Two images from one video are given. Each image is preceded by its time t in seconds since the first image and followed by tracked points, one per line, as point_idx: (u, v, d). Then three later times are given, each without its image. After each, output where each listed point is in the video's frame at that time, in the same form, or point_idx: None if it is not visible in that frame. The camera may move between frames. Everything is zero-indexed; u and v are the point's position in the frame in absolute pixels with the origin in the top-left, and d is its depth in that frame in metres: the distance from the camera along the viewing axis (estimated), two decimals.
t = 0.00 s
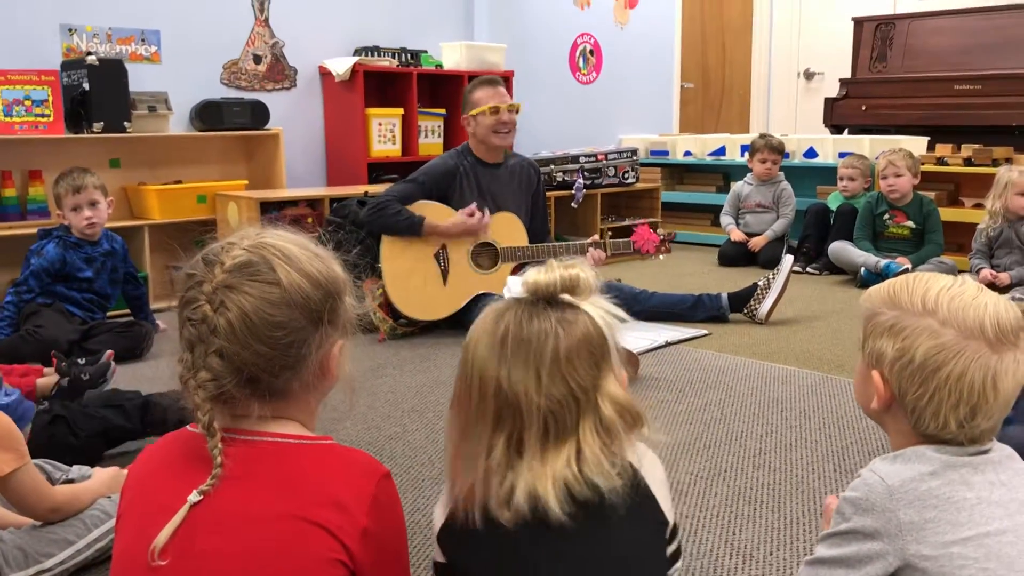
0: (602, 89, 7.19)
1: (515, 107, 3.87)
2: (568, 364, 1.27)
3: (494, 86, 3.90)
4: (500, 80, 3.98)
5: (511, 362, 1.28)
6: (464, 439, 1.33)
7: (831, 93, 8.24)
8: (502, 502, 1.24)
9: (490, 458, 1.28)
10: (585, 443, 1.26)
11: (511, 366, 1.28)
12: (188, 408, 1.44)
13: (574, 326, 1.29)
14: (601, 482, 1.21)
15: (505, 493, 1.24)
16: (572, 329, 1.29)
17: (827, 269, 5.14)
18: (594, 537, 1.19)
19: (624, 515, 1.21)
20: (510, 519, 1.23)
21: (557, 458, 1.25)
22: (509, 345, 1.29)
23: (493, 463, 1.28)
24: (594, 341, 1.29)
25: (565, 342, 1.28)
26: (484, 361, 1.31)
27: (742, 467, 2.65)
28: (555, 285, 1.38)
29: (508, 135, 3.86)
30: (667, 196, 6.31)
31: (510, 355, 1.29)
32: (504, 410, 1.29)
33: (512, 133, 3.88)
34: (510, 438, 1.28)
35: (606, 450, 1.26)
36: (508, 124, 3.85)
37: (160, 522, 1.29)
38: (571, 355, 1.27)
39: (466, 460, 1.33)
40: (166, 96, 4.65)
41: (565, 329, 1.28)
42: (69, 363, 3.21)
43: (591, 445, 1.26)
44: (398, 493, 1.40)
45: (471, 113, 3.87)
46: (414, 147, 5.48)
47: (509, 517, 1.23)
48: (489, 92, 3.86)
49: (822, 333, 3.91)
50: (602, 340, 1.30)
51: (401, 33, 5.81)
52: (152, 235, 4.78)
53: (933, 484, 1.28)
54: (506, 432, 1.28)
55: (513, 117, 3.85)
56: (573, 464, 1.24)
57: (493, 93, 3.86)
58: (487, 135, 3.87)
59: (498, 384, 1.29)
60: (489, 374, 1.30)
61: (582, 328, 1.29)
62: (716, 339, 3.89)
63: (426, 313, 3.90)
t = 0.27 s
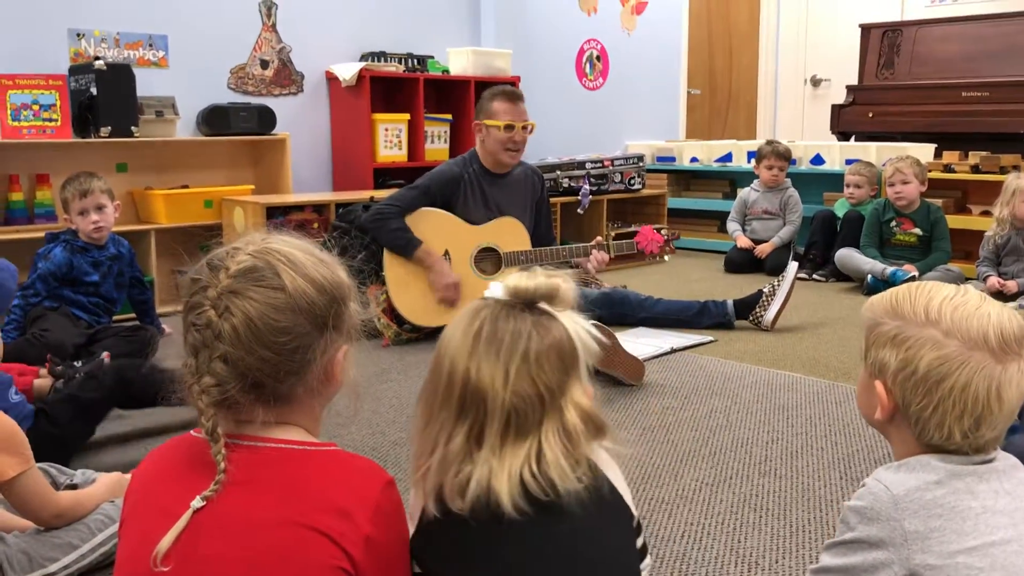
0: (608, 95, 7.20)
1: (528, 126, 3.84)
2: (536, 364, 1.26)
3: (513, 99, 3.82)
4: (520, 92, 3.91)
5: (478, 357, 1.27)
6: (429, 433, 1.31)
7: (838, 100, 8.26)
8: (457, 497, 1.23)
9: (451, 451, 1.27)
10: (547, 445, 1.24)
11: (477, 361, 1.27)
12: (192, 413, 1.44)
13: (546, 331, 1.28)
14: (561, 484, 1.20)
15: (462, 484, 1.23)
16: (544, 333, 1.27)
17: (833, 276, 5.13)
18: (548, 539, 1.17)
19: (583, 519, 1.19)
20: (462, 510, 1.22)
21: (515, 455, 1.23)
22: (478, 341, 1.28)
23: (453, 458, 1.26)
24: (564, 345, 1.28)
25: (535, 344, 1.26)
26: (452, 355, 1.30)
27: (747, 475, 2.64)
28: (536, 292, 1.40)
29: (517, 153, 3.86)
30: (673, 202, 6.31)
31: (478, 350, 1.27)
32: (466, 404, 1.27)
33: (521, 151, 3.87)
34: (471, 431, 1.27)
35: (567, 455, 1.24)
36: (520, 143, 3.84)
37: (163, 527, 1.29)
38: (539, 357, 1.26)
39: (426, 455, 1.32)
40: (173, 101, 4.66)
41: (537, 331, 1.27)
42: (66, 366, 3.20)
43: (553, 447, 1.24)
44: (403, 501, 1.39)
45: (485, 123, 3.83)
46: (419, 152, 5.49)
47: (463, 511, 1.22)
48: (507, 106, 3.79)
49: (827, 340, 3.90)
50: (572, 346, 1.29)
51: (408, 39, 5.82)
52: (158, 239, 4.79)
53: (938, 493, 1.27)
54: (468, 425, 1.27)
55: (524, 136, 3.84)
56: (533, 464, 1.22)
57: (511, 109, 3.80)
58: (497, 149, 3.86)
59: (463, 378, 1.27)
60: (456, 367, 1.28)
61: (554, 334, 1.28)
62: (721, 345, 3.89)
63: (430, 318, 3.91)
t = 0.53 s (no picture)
0: (648, 93, 7.16)
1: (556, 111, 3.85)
2: (551, 363, 1.37)
3: (536, 89, 3.89)
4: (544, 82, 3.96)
5: (498, 356, 1.39)
6: (458, 426, 1.44)
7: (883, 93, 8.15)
8: (475, 482, 1.35)
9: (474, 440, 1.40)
10: (559, 440, 1.35)
11: (498, 360, 1.39)
12: (236, 415, 1.48)
13: (564, 333, 1.39)
14: (569, 474, 1.30)
15: (480, 472, 1.36)
16: (561, 335, 1.39)
17: (881, 274, 5.07)
18: (553, 522, 1.26)
19: (593, 507, 1.28)
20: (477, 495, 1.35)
21: (529, 448, 1.35)
22: (500, 342, 1.40)
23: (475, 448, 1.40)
24: (579, 346, 1.39)
25: (551, 344, 1.38)
26: (477, 353, 1.42)
27: (794, 474, 2.64)
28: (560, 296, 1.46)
29: (551, 140, 3.85)
30: (717, 200, 6.27)
31: (499, 350, 1.40)
32: (488, 399, 1.40)
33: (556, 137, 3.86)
34: (492, 423, 1.40)
35: (579, 450, 1.35)
36: (551, 128, 3.83)
37: (211, 527, 1.32)
38: (555, 357, 1.37)
39: (456, 446, 1.44)
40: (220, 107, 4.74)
41: (554, 333, 1.39)
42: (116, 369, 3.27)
43: (564, 441, 1.35)
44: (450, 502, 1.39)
45: (514, 117, 3.86)
46: (461, 154, 5.52)
47: (480, 495, 1.34)
48: (532, 96, 3.85)
49: (874, 338, 3.86)
50: (587, 347, 1.39)
51: (448, 41, 5.85)
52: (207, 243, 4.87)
53: (991, 493, 1.25)
54: (489, 418, 1.40)
55: (554, 121, 3.83)
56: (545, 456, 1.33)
57: (536, 98, 3.86)
58: (531, 141, 3.86)
59: (484, 375, 1.40)
60: (480, 367, 1.41)
61: (572, 336, 1.39)
62: (766, 344, 3.87)
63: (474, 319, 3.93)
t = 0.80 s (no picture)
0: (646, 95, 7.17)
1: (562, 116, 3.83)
2: (560, 346, 1.38)
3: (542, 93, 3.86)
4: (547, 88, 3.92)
5: (507, 337, 1.40)
6: (472, 407, 1.46)
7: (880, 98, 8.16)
8: (482, 461, 1.37)
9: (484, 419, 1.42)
10: (566, 421, 1.36)
11: (507, 341, 1.40)
12: (234, 413, 1.48)
13: (573, 316, 1.39)
14: (572, 456, 1.31)
15: (487, 452, 1.37)
16: (570, 318, 1.39)
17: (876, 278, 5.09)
18: (553, 503, 1.28)
19: (593, 490, 1.28)
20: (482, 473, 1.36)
21: (535, 429, 1.36)
22: (510, 324, 1.41)
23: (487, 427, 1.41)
24: (588, 329, 1.39)
25: (559, 327, 1.38)
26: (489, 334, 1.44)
27: (786, 476, 2.64)
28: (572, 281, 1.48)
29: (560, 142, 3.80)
30: (712, 202, 6.28)
31: (509, 332, 1.41)
32: (498, 380, 1.41)
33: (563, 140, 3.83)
34: (502, 402, 1.41)
35: (585, 432, 1.35)
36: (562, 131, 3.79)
37: (209, 522, 1.33)
38: (563, 340, 1.38)
39: (471, 427, 1.46)
40: (217, 103, 4.73)
41: (562, 316, 1.39)
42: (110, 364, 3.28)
43: (571, 423, 1.35)
44: (441, 501, 1.42)
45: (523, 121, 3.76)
46: (458, 153, 5.52)
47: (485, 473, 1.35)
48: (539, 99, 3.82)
49: (868, 342, 3.87)
50: (596, 330, 1.39)
51: (446, 40, 5.85)
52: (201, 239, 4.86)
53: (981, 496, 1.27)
54: (499, 399, 1.41)
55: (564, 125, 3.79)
56: (550, 437, 1.34)
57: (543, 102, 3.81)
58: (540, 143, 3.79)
59: (495, 356, 1.41)
60: (490, 347, 1.42)
61: (581, 320, 1.39)
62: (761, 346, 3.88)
63: (470, 316, 3.97)
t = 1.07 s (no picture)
0: (649, 96, 7.17)
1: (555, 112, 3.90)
2: (587, 353, 1.30)
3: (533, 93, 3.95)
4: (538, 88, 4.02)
5: (530, 345, 1.33)
6: (490, 418, 1.38)
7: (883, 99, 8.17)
8: (506, 476, 1.30)
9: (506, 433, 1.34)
10: (594, 432, 1.29)
11: (530, 350, 1.33)
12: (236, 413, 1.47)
13: (599, 320, 1.32)
14: (604, 473, 1.25)
15: (511, 467, 1.30)
16: (596, 323, 1.32)
17: (878, 279, 5.08)
18: (586, 524, 1.23)
19: (625, 509, 1.23)
20: (507, 491, 1.29)
21: (562, 442, 1.29)
22: (533, 331, 1.34)
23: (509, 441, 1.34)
24: (616, 334, 1.32)
25: (586, 333, 1.31)
26: (510, 342, 1.36)
27: (788, 479, 2.63)
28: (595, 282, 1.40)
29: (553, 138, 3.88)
30: (715, 203, 6.28)
31: (532, 339, 1.33)
32: (520, 391, 1.34)
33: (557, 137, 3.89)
34: (524, 414, 1.34)
35: (615, 443, 1.28)
36: (552, 126, 3.86)
37: (209, 525, 1.32)
38: (589, 346, 1.31)
39: (487, 438, 1.38)
40: (219, 103, 4.73)
41: (589, 320, 1.32)
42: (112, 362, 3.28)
43: (600, 434, 1.29)
44: (442, 505, 1.41)
45: (513, 120, 3.88)
46: (460, 154, 5.52)
47: (509, 489, 1.29)
48: (527, 98, 3.92)
49: (871, 344, 3.86)
50: (624, 334, 1.32)
51: (449, 40, 5.85)
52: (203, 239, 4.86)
53: (983, 499, 1.26)
54: (521, 410, 1.34)
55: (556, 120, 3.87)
56: (579, 452, 1.27)
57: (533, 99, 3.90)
58: (532, 140, 3.88)
59: (517, 365, 1.34)
60: (512, 354, 1.35)
61: (607, 324, 1.32)
62: (763, 348, 3.87)
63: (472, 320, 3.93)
